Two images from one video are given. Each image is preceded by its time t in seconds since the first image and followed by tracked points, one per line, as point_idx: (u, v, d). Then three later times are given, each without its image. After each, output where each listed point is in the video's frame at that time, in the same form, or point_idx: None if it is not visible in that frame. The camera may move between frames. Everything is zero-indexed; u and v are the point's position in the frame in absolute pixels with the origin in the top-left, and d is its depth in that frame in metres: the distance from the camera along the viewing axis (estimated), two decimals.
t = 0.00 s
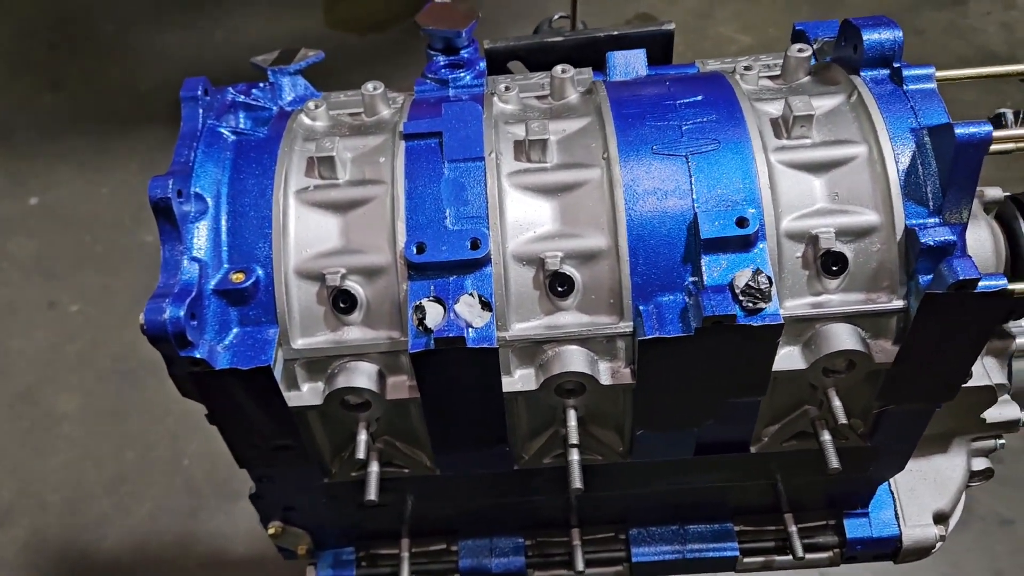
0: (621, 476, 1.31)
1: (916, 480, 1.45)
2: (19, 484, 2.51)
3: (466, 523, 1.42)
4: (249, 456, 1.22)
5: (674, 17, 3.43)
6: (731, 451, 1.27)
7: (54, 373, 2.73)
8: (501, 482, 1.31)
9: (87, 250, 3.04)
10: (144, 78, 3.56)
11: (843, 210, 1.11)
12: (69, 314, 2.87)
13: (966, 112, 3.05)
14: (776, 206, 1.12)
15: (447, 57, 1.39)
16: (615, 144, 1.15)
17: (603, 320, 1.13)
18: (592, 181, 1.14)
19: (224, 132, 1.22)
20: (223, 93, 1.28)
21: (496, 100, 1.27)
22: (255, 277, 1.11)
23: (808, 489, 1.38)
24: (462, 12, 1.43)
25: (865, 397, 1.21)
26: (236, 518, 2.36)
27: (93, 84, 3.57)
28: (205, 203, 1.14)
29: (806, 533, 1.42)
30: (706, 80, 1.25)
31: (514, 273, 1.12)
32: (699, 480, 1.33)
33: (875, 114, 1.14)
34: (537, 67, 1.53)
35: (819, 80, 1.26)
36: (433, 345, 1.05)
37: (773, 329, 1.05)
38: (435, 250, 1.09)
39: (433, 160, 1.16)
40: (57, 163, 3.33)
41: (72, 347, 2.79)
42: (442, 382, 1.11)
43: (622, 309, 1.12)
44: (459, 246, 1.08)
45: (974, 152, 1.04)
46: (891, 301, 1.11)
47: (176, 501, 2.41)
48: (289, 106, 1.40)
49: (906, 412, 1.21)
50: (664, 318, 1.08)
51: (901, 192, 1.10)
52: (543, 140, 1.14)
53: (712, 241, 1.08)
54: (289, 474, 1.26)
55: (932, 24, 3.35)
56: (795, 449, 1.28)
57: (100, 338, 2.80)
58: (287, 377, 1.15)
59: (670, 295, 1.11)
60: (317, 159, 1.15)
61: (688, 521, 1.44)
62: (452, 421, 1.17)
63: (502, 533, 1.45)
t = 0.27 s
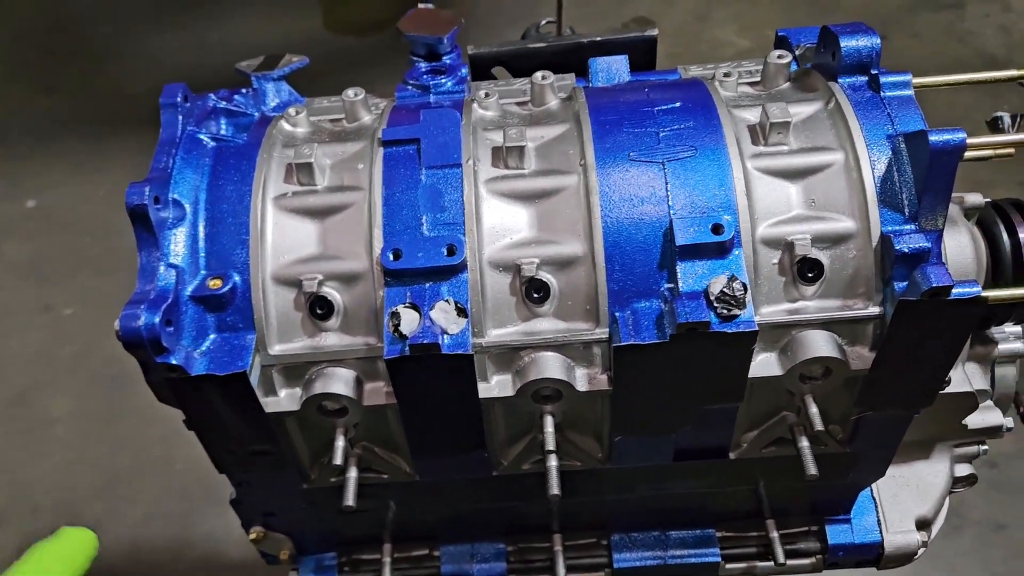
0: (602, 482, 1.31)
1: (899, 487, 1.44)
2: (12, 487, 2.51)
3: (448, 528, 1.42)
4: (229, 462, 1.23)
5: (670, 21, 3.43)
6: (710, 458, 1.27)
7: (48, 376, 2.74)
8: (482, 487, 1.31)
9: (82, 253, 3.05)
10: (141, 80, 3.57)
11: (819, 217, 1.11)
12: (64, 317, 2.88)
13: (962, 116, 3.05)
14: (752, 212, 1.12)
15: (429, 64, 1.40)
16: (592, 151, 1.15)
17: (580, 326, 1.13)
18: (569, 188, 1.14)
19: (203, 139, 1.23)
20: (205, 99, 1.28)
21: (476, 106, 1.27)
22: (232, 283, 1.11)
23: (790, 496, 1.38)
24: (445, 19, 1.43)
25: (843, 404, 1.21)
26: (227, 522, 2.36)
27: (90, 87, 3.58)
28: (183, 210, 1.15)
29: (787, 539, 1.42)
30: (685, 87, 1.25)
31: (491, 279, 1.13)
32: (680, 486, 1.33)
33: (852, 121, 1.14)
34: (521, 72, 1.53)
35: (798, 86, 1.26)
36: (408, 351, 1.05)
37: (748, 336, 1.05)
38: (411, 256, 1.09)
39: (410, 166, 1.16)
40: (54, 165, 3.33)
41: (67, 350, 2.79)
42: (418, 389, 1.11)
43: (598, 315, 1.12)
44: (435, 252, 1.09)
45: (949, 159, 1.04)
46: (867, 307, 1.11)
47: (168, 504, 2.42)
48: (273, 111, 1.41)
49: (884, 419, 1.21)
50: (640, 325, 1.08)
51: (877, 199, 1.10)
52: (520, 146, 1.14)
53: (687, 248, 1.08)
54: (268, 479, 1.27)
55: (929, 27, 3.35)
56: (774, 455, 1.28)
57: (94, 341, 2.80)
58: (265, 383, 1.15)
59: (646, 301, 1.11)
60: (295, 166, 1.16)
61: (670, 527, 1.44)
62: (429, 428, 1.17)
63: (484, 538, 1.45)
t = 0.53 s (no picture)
0: (590, 495, 1.29)
1: (893, 501, 1.42)
2: (7, 491, 2.50)
3: (435, 541, 1.40)
4: (211, 473, 1.21)
5: (674, 26, 3.41)
6: (700, 472, 1.25)
7: (45, 379, 2.73)
8: (468, 500, 1.30)
9: (81, 256, 3.04)
10: (142, 83, 3.56)
11: (809, 228, 1.09)
12: (62, 320, 2.87)
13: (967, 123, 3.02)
14: (741, 223, 1.10)
15: (418, 70, 1.38)
16: (579, 160, 1.13)
17: (565, 338, 1.11)
18: (555, 197, 1.12)
19: (186, 145, 1.21)
20: (189, 105, 1.27)
21: (464, 113, 1.25)
22: (212, 292, 1.09)
23: (781, 510, 1.35)
24: (435, 24, 1.42)
25: (834, 418, 1.18)
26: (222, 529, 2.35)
27: (91, 90, 3.57)
28: (164, 217, 1.13)
29: (779, 555, 1.40)
30: (676, 95, 1.23)
31: (475, 290, 1.11)
32: (669, 500, 1.31)
33: (844, 130, 1.12)
34: (513, 78, 1.51)
35: (790, 95, 1.24)
36: (389, 363, 1.03)
37: (736, 350, 1.03)
38: (394, 266, 1.07)
39: (395, 174, 1.14)
40: (54, 168, 3.33)
41: (64, 353, 2.78)
42: (401, 401, 1.09)
43: (584, 327, 1.10)
44: (418, 263, 1.07)
45: (942, 171, 1.02)
46: (858, 321, 1.09)
47: (163, 510, 2.40)
48: (261, 117, 1.39)
49: (876, 434, 1.19)
50: (625, 338, 1.06)
51: (869, 211, 1.08)
52: (506, 155, 1.12)
53: (674, 259, 1.06)
54: (251, 491, 1.25)
55: (935, 33, 3.32)
56: (765, 469, 1.26)
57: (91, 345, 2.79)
58: (245, 394, 1.14)
59: (633, 313, 1.09)
60: (278, 174, 1.14)
61: (661, 541, 1.42)
62: (413, 440, 1.15)
63: (471, 551, 1.43)
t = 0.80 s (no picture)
0: (567, 500, 1.28)
1: (874, 509, 1.41)
2: None
3: (411, 544, 1.39)
4: (181, 474, 1.20)
5: (675, 27, 3.39)
6: (675, 477, 1.24)
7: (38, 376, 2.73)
8: (442, 504, 1.28)
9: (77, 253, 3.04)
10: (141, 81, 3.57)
11: (783, 232, 1.08)
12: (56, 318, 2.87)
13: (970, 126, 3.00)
14: (714, 227, 1.08)
15: (396, 69, 1.37)
16: (552, 161, 1.12)
17: (536, 342, 1.10)
18: (527, 199, 1.11)
19: (159, 144, 1.21)
20: (165, 103, 1.26)
21: (440, 113, 1.24)
22: (180, 292, 1.09)
23: (759, 517, 1.34)
24: (416, 24, 1.41)
25: (810, 424, 1.17)
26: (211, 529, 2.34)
27: (91, 88, 3.58)
28: (133, 216, 1.12)
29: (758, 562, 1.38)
30: (653, 96, 1.22)
31: (445, 292, 1.10)
32: (645, 506, 1.30)
33: (820, 133, 1.11)
34: (496, 79, 1.50)
35: (769, 97, 1.22)
36: (355, 365, 1.02)
37: (706, 355, 1.01)
38: (362, 267, 1.06)
39: (366, 174, 1.13)
40: (52, 165, 3.33)
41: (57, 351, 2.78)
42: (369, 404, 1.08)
43: (554, 330, 1.09)
44: (387, 264, 1.06)
45: (916, 175, 1.00)
46: (832, 327, 1.08)
47: (152, 510, 2.40)
48: (240, 116, 1.38)
49: (852, 441, 1.18)
50: (595, 341, 1.04)
51: (844, 215, 1.07)
52: (478, 156, 1.11)
53: (645, 262, 1.04)
54: (223, 492, 1.24)
55: (938, 36, 3.30)
56: (741, 476, 1.24)
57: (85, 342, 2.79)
58: (213, 395, 1.13)
59: (604, 317, 1.08)
60: (249, 173, 1.13)
61: (638, 546, 1.41)
62: (383, 443, 1.14)
63: (446, 554, 1.42)
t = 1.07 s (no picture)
0: (525, 513, 1.26)
1: (840, 526, 1.39)
2: None
3: (370, 556, 1.37)
4: (129, 483, 1.18)
5: (672, 30, 3.36)
6: (632, 493, 1.21)
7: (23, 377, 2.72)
8: (398, 516, 1.26)
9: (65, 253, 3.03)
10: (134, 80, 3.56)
11: (737, 245, 1.05)
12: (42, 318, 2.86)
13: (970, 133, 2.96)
14: (667, 239, 1.06)
15: (357, 74, 1.35)
16: (503, 170, 1.09)
17: (485, 354, 1.08)
18: (477, 208, 1.09)
19: (108, 149, 1.19)
20: (118, 107, 1.24)
21: (395, 119, 1.22)
22: (122, 300, 1.07)
23: (722, 533, 1.31)
24: (379, 27, 1.39)
25: (767, 441, 1.14)
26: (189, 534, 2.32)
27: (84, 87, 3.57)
28: (77, 222, 1.11)
29: None
30: (612, 104, 1.19)
31: (392, 303, 1.08)
32: (605, 520, 1.27)
33: (778, 144, 1.08)
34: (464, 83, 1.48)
35: (730, 105, 1.20)
36: (296, 377, 1.00)
37: (654, 370, 0.99)
38: (307, 277, 1.04)
39: (315, 182, 1.11)
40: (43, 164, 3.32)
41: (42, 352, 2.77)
42: (314, 416, 1.06)
43: (503, 343, 1.07)
44: (331, 273, 1.04)
45: (871, 188, 0.98)
46: (787, 342, 1.05)
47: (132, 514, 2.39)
48: (200, 120, 1.37)
49: (810, 458, 1.15)
50: (543, 355, 1.02)
51: (799, 228, 1.04)
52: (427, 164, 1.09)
53: (594, 275, 1.02)
54: (173, 502, 1.22)
55: (938, 41, 3.25)
56: (698, 491, 1.22)
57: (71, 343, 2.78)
58: (157, 405, 1.11)
59: (553, 329, 1.05)
60: (197, 180, 1.11)
61: (601, 561, 1.38)
62: (331, 455, 1.12)
63: (405, 566, 1.40)
